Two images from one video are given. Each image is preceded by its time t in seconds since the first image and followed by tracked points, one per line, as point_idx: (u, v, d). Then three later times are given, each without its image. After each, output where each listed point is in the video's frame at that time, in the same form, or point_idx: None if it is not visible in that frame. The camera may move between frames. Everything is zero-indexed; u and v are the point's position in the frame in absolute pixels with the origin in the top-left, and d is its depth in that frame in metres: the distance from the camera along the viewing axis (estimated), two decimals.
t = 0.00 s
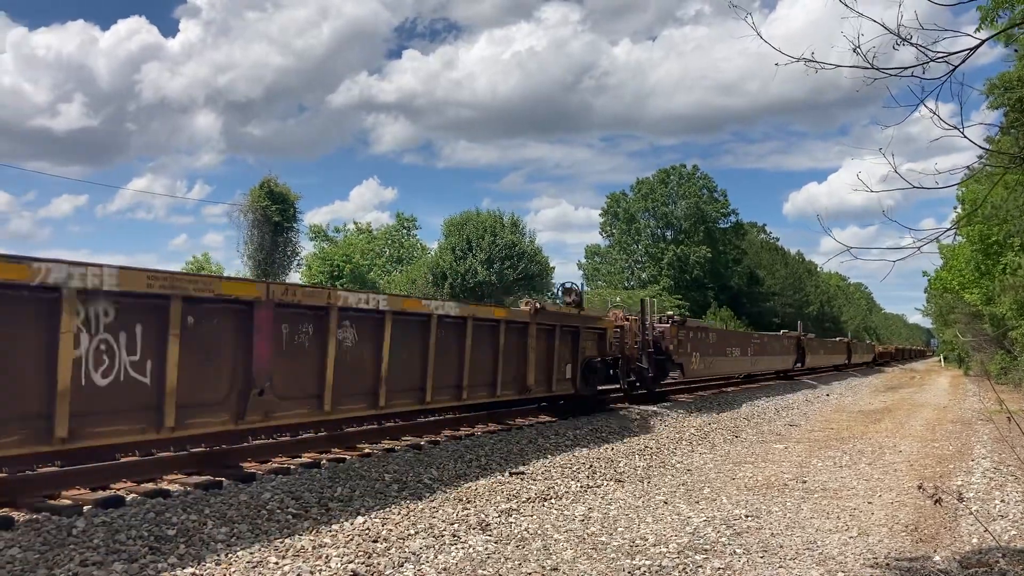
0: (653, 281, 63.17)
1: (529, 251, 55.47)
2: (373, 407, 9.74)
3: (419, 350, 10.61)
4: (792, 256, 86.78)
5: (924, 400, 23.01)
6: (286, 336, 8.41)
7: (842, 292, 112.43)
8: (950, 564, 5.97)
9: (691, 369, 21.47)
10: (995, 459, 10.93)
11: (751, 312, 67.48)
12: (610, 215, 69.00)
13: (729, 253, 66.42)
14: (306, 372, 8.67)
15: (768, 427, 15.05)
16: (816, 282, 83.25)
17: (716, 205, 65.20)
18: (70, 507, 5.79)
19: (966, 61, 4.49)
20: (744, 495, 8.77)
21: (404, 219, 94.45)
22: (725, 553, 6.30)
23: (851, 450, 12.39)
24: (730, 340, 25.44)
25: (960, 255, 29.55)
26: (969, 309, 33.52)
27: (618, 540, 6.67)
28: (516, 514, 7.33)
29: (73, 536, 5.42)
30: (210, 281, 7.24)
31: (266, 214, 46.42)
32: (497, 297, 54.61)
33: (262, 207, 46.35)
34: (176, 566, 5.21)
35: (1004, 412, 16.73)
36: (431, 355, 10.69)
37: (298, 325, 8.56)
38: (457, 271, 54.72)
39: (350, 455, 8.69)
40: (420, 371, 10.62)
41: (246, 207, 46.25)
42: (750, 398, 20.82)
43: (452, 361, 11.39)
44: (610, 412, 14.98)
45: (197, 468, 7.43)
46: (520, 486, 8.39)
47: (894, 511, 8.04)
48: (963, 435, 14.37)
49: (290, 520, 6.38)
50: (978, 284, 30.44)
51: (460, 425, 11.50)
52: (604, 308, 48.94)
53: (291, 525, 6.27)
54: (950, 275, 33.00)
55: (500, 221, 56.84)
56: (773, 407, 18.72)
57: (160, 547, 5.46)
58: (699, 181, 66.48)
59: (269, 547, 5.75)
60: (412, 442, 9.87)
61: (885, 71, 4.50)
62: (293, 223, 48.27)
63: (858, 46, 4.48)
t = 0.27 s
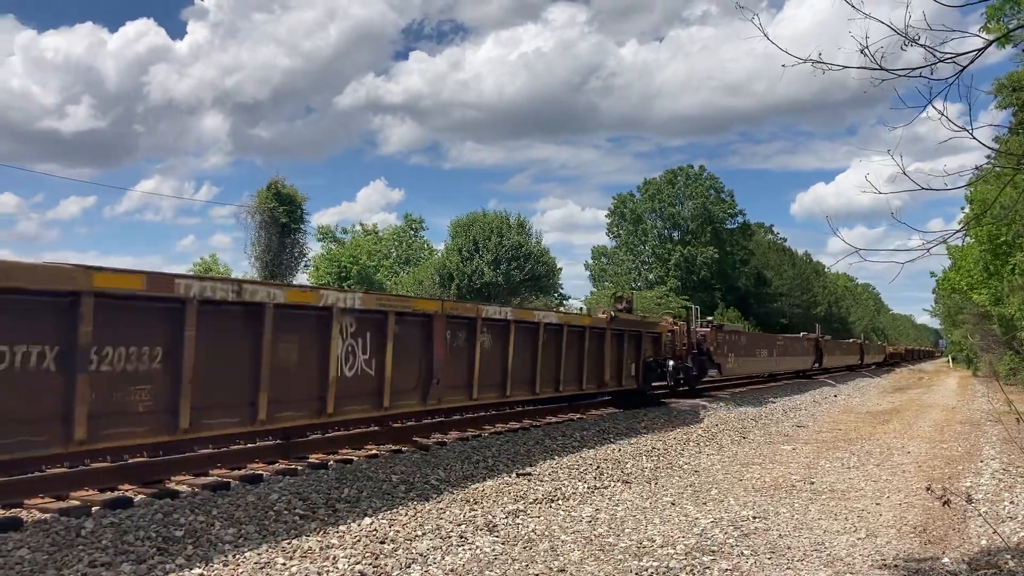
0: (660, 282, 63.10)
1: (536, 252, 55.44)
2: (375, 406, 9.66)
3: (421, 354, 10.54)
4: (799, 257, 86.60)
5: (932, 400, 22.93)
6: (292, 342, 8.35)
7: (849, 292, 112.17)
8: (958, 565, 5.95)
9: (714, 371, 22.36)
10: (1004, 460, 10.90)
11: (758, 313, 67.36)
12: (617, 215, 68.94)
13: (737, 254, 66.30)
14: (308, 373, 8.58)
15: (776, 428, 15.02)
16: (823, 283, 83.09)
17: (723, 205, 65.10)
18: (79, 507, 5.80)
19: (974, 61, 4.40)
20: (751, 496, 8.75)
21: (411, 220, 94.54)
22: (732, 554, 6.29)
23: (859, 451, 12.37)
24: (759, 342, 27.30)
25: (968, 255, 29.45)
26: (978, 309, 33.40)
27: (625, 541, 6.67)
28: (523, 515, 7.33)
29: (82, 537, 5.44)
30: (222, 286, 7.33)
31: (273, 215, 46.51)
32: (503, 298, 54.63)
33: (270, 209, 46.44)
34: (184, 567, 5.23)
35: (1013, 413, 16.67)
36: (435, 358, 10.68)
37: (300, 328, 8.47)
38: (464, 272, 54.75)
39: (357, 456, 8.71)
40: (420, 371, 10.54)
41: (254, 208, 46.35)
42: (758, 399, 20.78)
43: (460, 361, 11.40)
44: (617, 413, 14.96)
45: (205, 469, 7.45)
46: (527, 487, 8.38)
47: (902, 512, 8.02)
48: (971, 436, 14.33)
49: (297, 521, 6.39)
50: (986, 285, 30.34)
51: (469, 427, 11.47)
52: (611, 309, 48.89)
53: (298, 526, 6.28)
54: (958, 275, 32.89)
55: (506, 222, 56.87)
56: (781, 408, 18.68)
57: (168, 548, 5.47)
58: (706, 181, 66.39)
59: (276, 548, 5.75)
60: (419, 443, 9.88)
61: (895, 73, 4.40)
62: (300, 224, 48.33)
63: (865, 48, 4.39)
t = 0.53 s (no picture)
0: (668, 284, 62.99)
1: (544, 254, 55.39)
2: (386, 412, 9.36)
3: (424, 358, 10.16)
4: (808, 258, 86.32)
5: (942, 402, 22.83)
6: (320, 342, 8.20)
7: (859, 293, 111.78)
8: (968, 568, 5.92)
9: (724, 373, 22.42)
10: (1016, 462, 10.84)
11: (767, 314, 67.18)
12: (625, 217, 68.85)
13: (745, 255, 66.13)
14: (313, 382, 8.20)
15: (785, 430, 14.98)
16: (832, 284, 82.80)
17: (731, 207, 64.95)
18: (90, 510, 5.83)
19: (984, 62, 4.23)
20: (761, 498, 8.73)
21: (418, 223, 94.60)
22: (741, 557, 6.27)
23: (868, 452, 12.33)
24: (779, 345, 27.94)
25: (978, 256, 29.29)
26: (989, 310, 33.22)
27: (633, 543, 6.65)
28: (531, 517, 7.32)
29: (92, 539, 5.46)
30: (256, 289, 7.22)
31: (281, 218, 46.60)
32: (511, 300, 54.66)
33: (278, 212, 46.53)
34: (193, 569, 5.24)
35: None
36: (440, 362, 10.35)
37: (303, 330, 8.01)
38: (472, 273, 54.79)
39: (366, 459, 8.72)
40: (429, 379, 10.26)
41: (262, 211, 46.45)
42: (767, 401, 20.71)
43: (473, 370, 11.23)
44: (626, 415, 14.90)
45: (215, 471, 7.49)
46: (535, 489, 8.37)
47: (912, 514, 7.98)
48: (982, 437, 14.25)
49: (306, 523, 6.40)
50: (997, 285, 30.17)
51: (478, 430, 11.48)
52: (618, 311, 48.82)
53: (307, 528, 6.29)
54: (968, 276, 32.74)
55: (514, 224, 56.86)
56: (790, 410, 18.61)
57: (177, 550, 5.49)
58: (715, 182, 66.24)
59: (285, 550, 5.76)
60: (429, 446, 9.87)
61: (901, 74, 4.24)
62: (308, 227, 48.39)
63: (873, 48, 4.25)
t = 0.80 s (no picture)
0: (673, 285, 62.95)
1: (550, 255, 55.41)
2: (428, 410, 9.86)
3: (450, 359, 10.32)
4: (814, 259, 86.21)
5: (949, 403, 22.78)
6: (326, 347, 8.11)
7: (864, 294, 111.59)
8: (975, 570, 5.91)
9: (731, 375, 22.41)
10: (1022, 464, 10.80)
11: (772, 315, 67.09)
12: (631, 218, 68.83)
13: (751, 257, 66.05)
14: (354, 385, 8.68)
15: (790, 432, 14.96)
16: (838, 285, 82.67)
17: (737, 208, 64.90)
18: (96, 512, 5.84)
19: (989, 62, 4.52)
20: (767, 500, 8.71)
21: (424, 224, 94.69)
22: (747, 559, 6.26)
23: (874, 454, 12.31)
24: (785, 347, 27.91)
25: (984, 257, 29.19)
26: (996, 311, 33.14)
27: (639, 545, 6.65)
28: (537, 519, 7.32)
29: (98, 541, 5.47)
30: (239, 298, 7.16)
31: (287, 220, 46.71)
32: (516, 302, 54.66)
33: (283, 213, 46.65)
34: (199, 571, 5.25)
35: None
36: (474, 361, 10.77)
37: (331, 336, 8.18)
38: (477, 275, 54.82)
39: (372, 461, 8.71)
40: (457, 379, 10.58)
41: (267, 213, 46.58)
42: (773, 402, 20.68)
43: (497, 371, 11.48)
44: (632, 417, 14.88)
45: (221, 473, 7.48)
46: (540, 491, 8.37)
47: (919, 516, 7.96)
48: (988, 439, 14.22)
49: (311, 525, 6.41)
50: (1003, 287, 30.11)
51: (485, 432, 11.48)
52: (624, 313, 48.81)
53: (313, 530, 6.30)
54: (974, 277, 32.62)
55: (519, 226, 56.93)
56: (796, 412, 18.58)
57: (184, 552, 5.50)
58: (720, 184, 66.16)
59: (290, 552, 5.77)
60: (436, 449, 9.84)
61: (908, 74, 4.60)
62: (314, 229, 48.44)
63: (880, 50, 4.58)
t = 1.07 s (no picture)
0: (679, 287, 62.91)
1: (555, 258, 55.41)
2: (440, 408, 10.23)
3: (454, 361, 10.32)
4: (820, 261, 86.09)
5: (956, 405, 22.73)
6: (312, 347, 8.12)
7: (870, 296, 111.40)
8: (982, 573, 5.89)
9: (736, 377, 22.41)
10: None
11: (778, 317, 67.01)
12: (636, 220, 68.82)
13: (756, 259, 65.97)
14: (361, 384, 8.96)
15: (796, 434, 14.93)
16: (844, 287, 82.54)
17: (742, 210, 64.84)
18: (101, 514, 5.85)
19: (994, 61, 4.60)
20: (772, 502, 8.70)
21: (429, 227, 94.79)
22: (753, 561, 6.25)
23: (880, 456, 12.28)
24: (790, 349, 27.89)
25: (990, 259, 29.08)
26: (1002, 313, 33.06)
27: (644, 548, 6.64)
28: (542, 522, 7.32)
29: (104, 543, 5.48)
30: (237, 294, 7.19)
31: (292, 222, 46.80)
32: (521, 304, 54.65)
33: (289, 216, 46.74)
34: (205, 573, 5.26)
35: None
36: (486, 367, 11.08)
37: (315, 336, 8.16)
38: (483, 277, 54.82)
39: (376, 464, 8.71)
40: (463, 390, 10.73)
41: (273, 216, 46.68)
42: (778, 404, 20.66)
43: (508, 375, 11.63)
44: (637, 419, 14.87)
45: (224, 475, 7.49)
46: (545, 494, 8.37)
47: (925, 518, 7.94)
48: (995, 441, 14.18)
49: (317, 527, 6.41)
50: (1009, 288, 30.05)
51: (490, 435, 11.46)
52: (629, 315, 48.80)
53: (318, 532, 6.30)
54: (980, 278, 32.51)
55: (525, 228, 56.98)
56: (801, 413, 18.55)
57: (189, 554, 5.51)
58: (725, 185, 66.05)
59: (296, 554, 5.77)
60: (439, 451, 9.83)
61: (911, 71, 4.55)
62: (320, 232, 48.48)
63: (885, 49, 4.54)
